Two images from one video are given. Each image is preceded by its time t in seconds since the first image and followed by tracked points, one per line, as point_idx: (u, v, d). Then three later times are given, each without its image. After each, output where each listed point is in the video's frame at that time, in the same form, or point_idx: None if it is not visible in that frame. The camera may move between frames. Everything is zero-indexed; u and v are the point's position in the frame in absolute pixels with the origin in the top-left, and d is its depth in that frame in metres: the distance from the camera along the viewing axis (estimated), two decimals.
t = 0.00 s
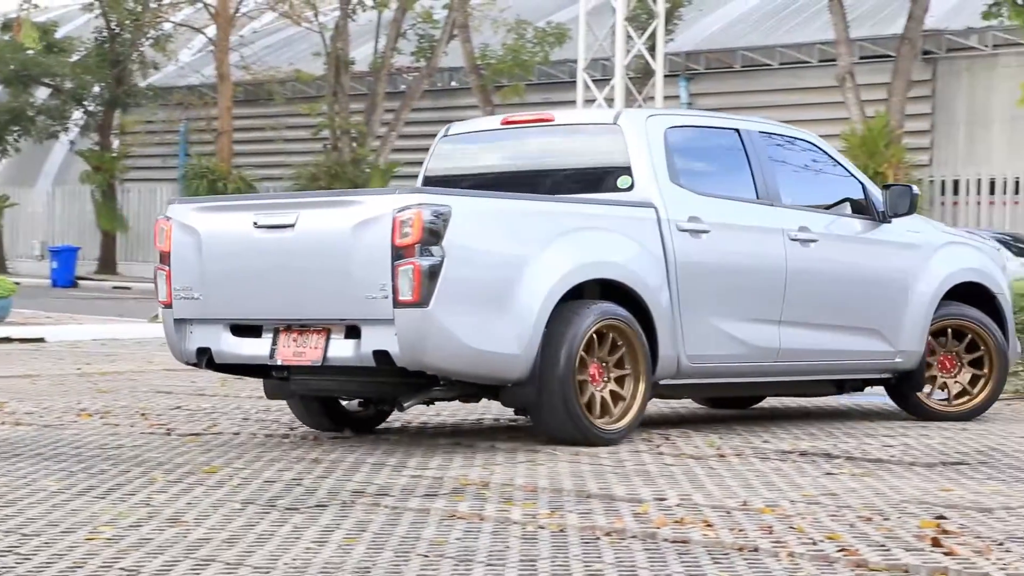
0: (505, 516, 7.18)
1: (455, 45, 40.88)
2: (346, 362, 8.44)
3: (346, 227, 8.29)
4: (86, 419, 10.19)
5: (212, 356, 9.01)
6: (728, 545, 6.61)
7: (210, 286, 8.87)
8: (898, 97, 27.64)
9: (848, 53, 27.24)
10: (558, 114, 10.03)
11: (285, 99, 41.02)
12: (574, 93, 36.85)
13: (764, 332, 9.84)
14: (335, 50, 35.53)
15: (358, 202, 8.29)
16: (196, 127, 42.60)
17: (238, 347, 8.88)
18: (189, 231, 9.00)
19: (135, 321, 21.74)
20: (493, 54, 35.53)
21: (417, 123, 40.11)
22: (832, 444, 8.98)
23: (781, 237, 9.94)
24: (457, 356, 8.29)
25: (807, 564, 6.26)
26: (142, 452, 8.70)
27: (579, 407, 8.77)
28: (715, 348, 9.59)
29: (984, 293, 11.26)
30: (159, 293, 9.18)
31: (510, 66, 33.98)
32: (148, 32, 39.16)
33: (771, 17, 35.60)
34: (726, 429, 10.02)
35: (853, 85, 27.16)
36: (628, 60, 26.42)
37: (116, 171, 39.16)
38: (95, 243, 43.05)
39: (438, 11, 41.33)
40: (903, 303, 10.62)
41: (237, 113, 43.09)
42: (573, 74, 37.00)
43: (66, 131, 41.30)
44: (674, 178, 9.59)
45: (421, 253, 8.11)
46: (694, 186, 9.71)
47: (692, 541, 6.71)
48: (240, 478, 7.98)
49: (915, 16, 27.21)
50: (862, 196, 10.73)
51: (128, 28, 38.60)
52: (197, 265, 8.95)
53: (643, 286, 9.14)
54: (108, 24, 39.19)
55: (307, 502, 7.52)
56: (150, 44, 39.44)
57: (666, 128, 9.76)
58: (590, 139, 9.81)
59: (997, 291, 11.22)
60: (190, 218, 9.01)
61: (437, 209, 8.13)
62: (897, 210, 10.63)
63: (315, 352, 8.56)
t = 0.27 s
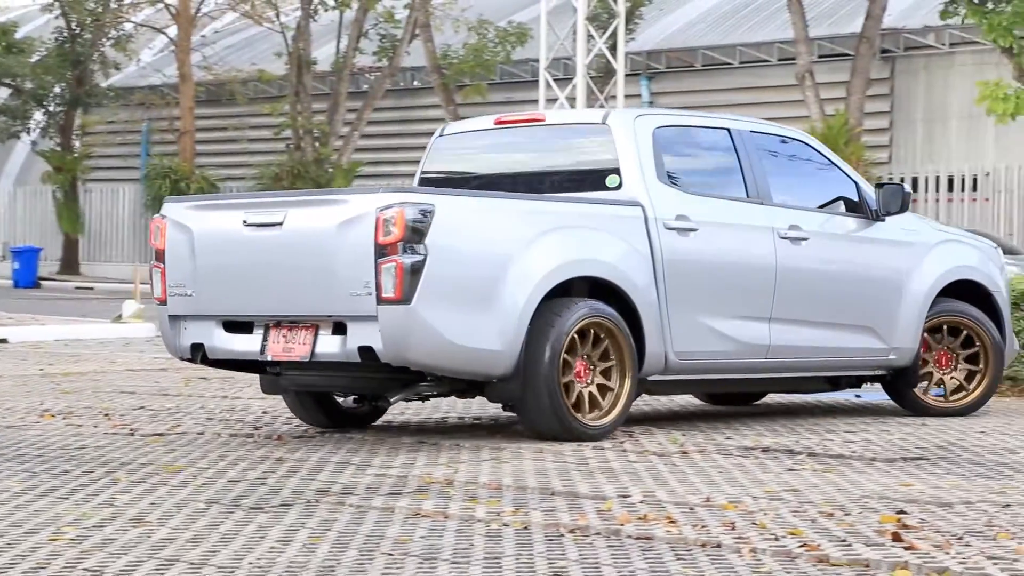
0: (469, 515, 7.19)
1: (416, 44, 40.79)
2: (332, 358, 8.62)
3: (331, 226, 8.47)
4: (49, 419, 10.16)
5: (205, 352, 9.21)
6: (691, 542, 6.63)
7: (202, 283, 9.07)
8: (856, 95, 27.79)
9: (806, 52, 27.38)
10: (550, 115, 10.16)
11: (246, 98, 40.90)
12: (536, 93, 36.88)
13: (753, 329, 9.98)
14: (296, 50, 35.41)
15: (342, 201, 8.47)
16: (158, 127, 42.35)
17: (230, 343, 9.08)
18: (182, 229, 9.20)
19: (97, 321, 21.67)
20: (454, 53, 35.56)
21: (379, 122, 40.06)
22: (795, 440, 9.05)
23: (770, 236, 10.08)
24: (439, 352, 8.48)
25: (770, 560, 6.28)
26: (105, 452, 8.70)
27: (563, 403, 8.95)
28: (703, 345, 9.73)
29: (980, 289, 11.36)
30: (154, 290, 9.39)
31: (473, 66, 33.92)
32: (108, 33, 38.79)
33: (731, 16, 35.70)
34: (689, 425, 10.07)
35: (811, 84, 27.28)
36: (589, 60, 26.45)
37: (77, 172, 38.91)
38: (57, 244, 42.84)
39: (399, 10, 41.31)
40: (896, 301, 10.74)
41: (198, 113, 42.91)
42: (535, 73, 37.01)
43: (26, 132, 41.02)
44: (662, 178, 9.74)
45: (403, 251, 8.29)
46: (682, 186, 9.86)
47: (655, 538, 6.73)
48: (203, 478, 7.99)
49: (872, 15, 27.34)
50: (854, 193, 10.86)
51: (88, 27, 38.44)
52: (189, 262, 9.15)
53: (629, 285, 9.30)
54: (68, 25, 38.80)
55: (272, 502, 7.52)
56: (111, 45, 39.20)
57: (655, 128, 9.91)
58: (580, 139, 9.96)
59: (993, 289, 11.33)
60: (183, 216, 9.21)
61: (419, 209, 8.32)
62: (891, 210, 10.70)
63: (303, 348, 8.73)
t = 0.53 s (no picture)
0: (439, 515, 7.18)
1: (385, 45, 40.82)
2: (322, 360, 8.74)
3: (320, 229, 8.60)
4: (17, 421, 10.14)
5: (200, 353, 9.35)
6: (659, 541, 6.64)
7: (196, 285, 9.20)
8: (821, 95, 27.98)
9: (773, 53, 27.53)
10: (542, 117, 10.17)
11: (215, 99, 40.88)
12: (504, 93, 36.97)
13: (745, 329, 10.01)
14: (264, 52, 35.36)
15: (330, 205, 8.61)
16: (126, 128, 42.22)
17: (224, 345, 9.21)
18: (176, 233, 9.33)
19: (64, 323, 21.61)
20: (422, 54, 35.65)
21: (347, 122, 40.07)
22: (763, 439, 9.10)
23: (761, 236, 10.11)
24: (426, 353, 8.61)
25: (738, 558, 6.30)
26: (74, 453, 8.69)
27: (550, 403, 9.01)
28: (693, 345, 9.76)
29: (976, 288, 11.34)
30: (150, 293, 9.54)
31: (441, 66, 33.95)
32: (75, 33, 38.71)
33: (697, 16, 35.87)
34: (658, 425, 10.10)
35: (778, 85, 27.37)
36: (556, 60, 26.50)
37: (46, 173, 38.86)
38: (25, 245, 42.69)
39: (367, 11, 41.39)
40: (891, 301, 10.75)
41: (166, 114, 42.82)
42: (503, 74, 37.10)
43: None
44: (651, 180, 9.78)
45: (390, 253, 8.42)
46: (672, 188, 9.90)
47: (623, 537, 6.72)
48: (172, 479, 7.98)
49: (836, 15, 27.45)
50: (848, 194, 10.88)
51: (56, 28, 38.31)
52: (183, 265, 9.29)
53: (618, 285, 9.35)
54: (35, 26, 38.67)
55: (241, 502, 7.51)
56: (79, 46, 39.08)
57: (644, 130, 9.94)
58: (572, 141, 9.98)
59: (989, 287, 11.31)
60: (177, 219, 9.34)
61: (405, 213, 8.45)
62: (882, 209, 10.72)
63: (294, 350, 8.85)
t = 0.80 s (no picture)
0: (409, 517, 7.23)
1: (360, 51, 40.85)
2: (315, 361, 8.86)
3: (313, 234, 8.72)
4: None
5: (197, 354, 9.47)
6: (626, 544, 6.63)
7: (194, 287, 9.32)
8: (790, 105, 28.15)
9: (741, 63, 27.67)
10: (535, 127, 10.23)
11: (191, 104, 40.91)
12: (478, 101, 37.07)
13: (731, 336, 10.11)
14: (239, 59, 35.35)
15: (323, 210, 8.73)
16: (102, 133, 42.21)
17: (221, 346, 9.33)
18: (174, 235, 9.45)
19: (39, 326, 21.66)
20: (395, 61, 35.74)
21: (322, 128, 40.12)
22: (730, 445, 9.22)
23: (749, 245, 10.20)
24: (414, 356, 8.71)
25: (702, 561, 6.28)
26: (48, 456, 8.76)
27: (537, 407, 9.10)
28: (680, 351, 9.85)
29: (962, 299, 11.42)
30: (150, 294, 9.67)
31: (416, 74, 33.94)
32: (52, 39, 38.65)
33: (669, 26, 36.04)
34: (628, 430, 10.21)
35: (746, 94, 27.50)
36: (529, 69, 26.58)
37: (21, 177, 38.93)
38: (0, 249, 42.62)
39: (342, 18, 41.49)
40: (878, 310, 10.84)
41: (142, 120, 42.81)
42: (476, 82, 37.19)
43: None
44: (640, 190, 9.88)
45: (381, 258, 8.54)
46: (661, 196, 9.99)
47: (590, 540, 6.75)
48: (145, 481, 8.05)
49: (803, 27, 27.59)
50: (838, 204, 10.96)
51: (32, 33, 38.26)
52: (182, 267, 9.41)
53: (606, 292, 9.45)
54: (12, 31, 38.63)
55: (214, 505, 7.57)
56: (55, 51, 39.02)
57: (635, 140, 10.02)
58: (563, 151, 10.06)
59: (977, 298, 11.40)
60: (176, 222, 9.46)
61: (395, 219, 8.56)
62: (869, 219, 10.80)
63: (288, 351, 8.97)
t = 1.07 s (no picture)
0: (378, 527, 7.20)
1: (327, 61, 40.79)
2: (297, 370, 8.84)
3: (294, 243, 8.70)
4: None
5: (180, 363, 9.45)
6: (595, 552, 6.60)
7: (177, 297, 9.30)
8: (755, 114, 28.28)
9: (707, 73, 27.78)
10: (516, 137, 10.21)
11: (157, 116, 40.79)
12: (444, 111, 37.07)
13: (711, 343, 10.13)
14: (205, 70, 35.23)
15: (304, 220, 8.70)
16: (67, 145, 42.03)
17: (205, 354, 9.30)
18: (158, 245, 9.42)
19: (4, 337, 21.54)
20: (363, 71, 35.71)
21: (288, 139, 40.06)
22: (698, 453, 9.26)
23: (727, 253, 10.22)
24: (395, 364, 8.70)
25: (671, 569, 6.26)
26: (14, 469, 8.71)
27: (517, 415, 9.10)
28: (660, 359, 9.88)
29: (941, 306, 11.46)
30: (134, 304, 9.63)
31: (383, 85, 33.87)
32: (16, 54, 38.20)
33: (635, 36, 36.14)
34: (597, 439, 10.23)
35: (712, 103, 27.58)
36: (495, 79, 26.60)
37: None
38: None
39: (308, 28, 41.45)
40: (857, 318, 10.87)
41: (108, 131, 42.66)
42: (443, 92, 37.18)
43: None
44: (620, 199, 9.88)
45: (361, 268, 8.52)
46: (640, 206, 10.00)
47: (560, 548, 6.71)
48: (113, 494, 8.01)
49: (769, 36, 27.69)
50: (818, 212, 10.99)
51: None
52: (165, 277, 9.38)
53: (586, 300, 9.46)
54: None
55: (182, 516, 7.53)
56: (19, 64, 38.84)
57: (616, 149, 10.02)
58: (544, 161, 10.05)
59: (956, 304, 11.44)
60: (159, 232, 9.42)
61: (375, 229, 8.54)
62: (848, 227, 10.83)
63: (270, 361, 8.96)
